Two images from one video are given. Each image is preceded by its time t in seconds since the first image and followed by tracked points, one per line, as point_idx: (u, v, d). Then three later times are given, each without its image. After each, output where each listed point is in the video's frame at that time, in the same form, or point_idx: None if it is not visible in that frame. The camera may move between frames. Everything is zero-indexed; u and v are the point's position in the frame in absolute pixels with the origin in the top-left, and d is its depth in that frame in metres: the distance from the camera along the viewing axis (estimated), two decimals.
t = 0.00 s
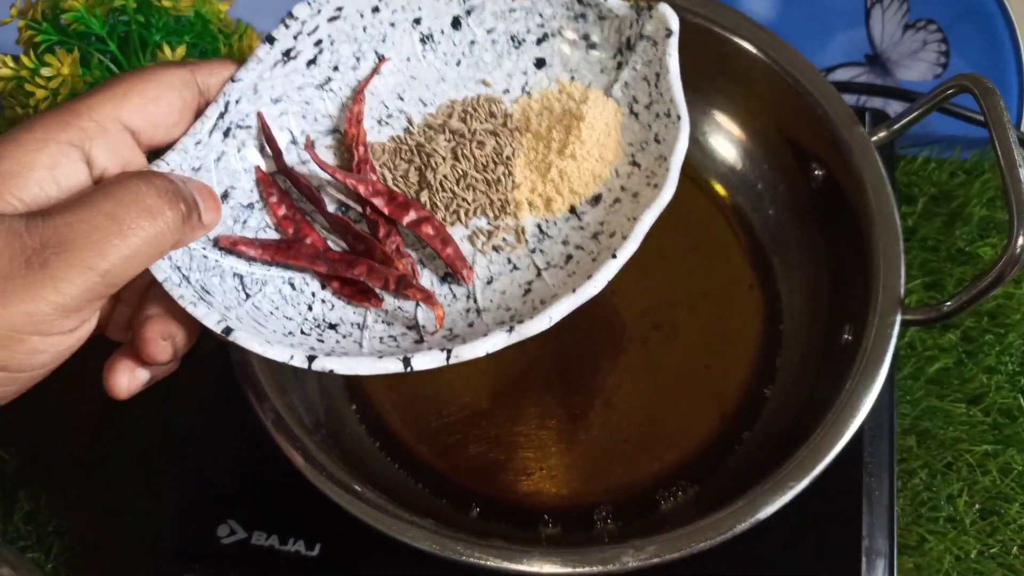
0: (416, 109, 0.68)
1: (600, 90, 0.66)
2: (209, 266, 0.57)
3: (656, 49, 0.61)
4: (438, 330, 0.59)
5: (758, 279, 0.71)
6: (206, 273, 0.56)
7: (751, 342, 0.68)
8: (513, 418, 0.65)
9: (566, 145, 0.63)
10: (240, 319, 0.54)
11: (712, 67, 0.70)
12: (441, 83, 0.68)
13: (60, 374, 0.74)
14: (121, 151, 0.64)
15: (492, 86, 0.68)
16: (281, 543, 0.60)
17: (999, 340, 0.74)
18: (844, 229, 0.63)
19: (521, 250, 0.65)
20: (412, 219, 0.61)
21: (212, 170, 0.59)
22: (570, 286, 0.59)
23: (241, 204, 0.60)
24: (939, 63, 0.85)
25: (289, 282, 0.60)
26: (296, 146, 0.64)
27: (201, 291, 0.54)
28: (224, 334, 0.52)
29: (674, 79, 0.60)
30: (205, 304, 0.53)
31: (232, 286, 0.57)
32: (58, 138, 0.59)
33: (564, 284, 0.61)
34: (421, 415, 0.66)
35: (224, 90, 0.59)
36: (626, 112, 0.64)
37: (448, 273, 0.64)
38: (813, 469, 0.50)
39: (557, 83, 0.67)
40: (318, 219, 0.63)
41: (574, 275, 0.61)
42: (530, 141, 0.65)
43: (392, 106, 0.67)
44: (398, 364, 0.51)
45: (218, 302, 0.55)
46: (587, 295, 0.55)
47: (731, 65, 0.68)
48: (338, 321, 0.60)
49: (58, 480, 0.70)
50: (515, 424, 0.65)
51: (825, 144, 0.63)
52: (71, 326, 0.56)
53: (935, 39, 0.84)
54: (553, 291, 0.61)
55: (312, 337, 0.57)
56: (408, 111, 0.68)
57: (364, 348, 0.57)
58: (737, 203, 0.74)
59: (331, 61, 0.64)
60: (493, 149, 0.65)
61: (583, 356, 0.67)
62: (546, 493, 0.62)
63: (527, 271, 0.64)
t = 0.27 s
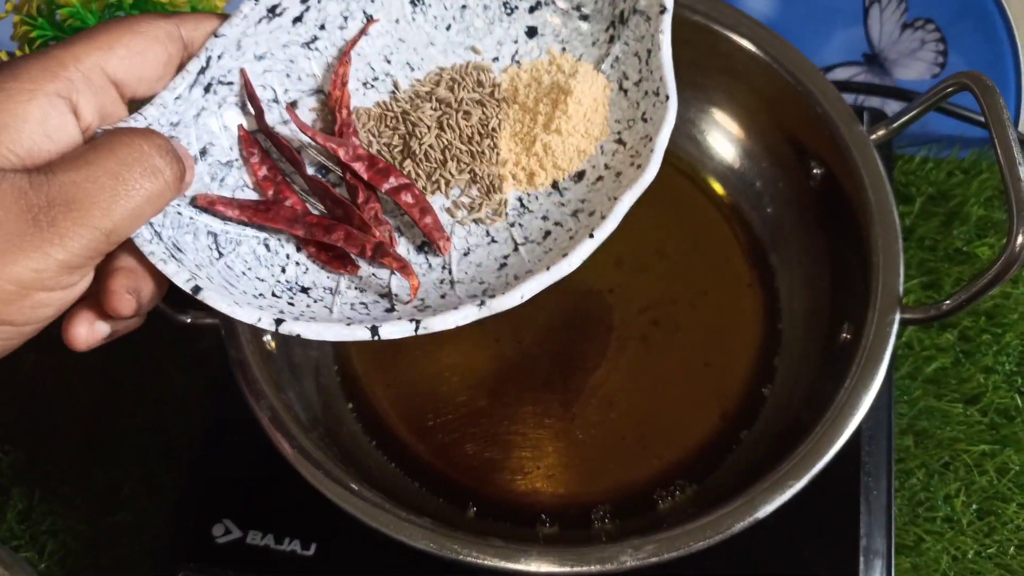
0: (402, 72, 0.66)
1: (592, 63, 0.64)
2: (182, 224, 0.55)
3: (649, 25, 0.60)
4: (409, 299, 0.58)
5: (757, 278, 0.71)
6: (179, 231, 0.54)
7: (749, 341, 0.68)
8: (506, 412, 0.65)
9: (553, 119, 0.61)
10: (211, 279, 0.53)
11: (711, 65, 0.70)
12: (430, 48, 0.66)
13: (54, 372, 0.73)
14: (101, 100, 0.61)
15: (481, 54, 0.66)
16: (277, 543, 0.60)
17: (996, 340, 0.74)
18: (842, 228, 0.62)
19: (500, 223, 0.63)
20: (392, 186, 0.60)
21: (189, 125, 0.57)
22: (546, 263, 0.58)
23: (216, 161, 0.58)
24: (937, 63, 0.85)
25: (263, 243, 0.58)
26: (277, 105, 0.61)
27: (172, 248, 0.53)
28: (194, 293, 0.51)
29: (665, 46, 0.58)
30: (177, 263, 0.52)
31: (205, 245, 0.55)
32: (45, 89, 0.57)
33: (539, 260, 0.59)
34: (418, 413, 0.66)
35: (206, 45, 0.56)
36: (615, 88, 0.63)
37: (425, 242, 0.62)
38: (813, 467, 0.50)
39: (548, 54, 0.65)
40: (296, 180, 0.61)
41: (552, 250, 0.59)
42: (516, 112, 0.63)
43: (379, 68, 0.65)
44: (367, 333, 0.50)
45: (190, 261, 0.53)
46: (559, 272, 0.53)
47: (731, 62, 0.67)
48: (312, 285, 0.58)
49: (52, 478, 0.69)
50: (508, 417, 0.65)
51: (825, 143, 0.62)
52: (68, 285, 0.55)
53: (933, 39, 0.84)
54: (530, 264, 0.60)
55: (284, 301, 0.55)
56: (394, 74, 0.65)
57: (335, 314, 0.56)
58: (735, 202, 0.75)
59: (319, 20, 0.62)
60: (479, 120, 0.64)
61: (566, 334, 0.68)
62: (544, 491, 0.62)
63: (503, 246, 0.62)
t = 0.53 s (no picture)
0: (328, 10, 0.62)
1: None
2: (105, 148, 0.52)
3: None
4: (350, 217, 0.54)
5: (753, 284, 0.71)
6: (103, 154, 0.51)
7: (744, 348, 0.68)
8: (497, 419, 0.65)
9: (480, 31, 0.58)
10: (140, 201, 0.49)
11: (705, 72, 0.70)
12: None
13: (50, 382, 0.73)
14: (7, 18, 0.57)
15: None
16: (275, 553, 0.59)
17: (992, 344, 0.75)
18: (836, 235, 0.62)
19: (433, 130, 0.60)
20: (325, 106, 0.57)
21: (106, 51, 0.54)
22: (484, 167, 0.54)
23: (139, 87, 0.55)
24: (930, 68, 0.85)
25: (192, 168, 0.54)
26: (197, 29, 0.58)
27: (96, 170, 0.50)
28: (121, 213, 0.47)
29: None
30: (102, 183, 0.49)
31: (131, 168, 0.52)
32: None
33: (478, 165, 0.56)
34: (413, 421, 0.66)
35: None
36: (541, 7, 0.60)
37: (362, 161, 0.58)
38: (809, 474, 0.50)
39: None
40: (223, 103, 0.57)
41: (488, 157, 0.56)
42: (443, 29, 0.60)
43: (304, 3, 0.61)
44: (308, 246, 0.48)
45: (116, 182, 0.50)
46: (497, 178, 0.50)
47: (725, 70, 0.67)
48: (246, 208, 0.54)
49: (49, 489, 0.69)
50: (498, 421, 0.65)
51: (819, 150, 0.62)
52: None
53: (926, 44, 0.85)
54: (468, 167, 0.56)
55: (217, 223, 0.51)
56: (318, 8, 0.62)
57: (273, 231, 0.51)
58: (730, 210, 0.75)
59: None
60: (412, 48, 0.60)
61: (547, 335, 0.69)
62: (541, 500, 0.62)
63: (442, 160, 0.59)
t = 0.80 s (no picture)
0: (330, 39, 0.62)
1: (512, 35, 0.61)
2: (99, 148, 0.52)
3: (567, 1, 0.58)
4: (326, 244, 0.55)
5: (753, 285, 0.72)
6: (94, 154, 0.51)
7: (744, 348, 0.68)
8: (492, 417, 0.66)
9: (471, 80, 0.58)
10: (128, 206, 0.49)
11: (706, 73, 0.70)
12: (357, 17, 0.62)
13: (51, 383, 0.73)
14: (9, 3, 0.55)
15: (406, 12, 0.63)
16: (276, 553, 0.60)
17: (992, 345, 0.75)
18: (835, 235, 0.62)
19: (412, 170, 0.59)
20: (315, 133, 0.56)
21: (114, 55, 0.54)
22: (457, 216, 0.54)
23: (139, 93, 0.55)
24: (931, 69, 0.85)
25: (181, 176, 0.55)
26: (202, 40, 0.58)
27: (88, 170, 0.50)
28: (108, 218, 0.47)
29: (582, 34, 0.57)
30: (92, 185, 0.49)
31: (121, 171, 0.52)
32: None
33: (452, 213, 0.56)
34: (414, 422, 0.66)
35: None
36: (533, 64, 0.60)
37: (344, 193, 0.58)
38: (809, 475, 0.50)
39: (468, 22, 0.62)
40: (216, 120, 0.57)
41: (464, 207, 0.56)
42: (436, 73, 0.60)
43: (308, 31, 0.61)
44: (284, 271, 0.48)
45: (106, 185, 0.50)
46: (467, 229, 0.50)
47: (725, 72, 0.67)
48: (227, 223, 0.54)
49: (50, 490, 0.69)
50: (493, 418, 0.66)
51: (819, 151, 0.62)
52: None
53: (926, 45, 0.85)
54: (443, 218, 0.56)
55: (199, 236, 0.52)
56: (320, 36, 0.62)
57: (251, 251, 0.52)
58: (730, 210, 0.75)
59: None
60: (406, 88, 0.60)
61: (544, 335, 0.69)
62: (542, 501, 0.62)
63: (419, 201, 0.59)
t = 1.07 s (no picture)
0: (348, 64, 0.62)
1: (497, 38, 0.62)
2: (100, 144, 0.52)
3: (552, 10, 0.59)
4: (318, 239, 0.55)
5: (753, 286, 0.72)
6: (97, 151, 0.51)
7: (745, 349, 0.68)
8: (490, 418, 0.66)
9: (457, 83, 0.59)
10: (130, 203, 0.50)
11: (706, 75, 0.70)
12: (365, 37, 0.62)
13: (53, 384, 0.73)
14: None
15: (396, 15, 0.63)
16: (277, 554, 0.60)
17: (992, 347, 0.75)
18: (835, 238, 0.62)
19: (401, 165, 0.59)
20: (318, 136, 0.57)
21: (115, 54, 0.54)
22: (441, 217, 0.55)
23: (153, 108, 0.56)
24: (931, 71, 0.85)
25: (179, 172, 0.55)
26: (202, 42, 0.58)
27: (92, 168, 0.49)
28: (114, 217, 0.48)
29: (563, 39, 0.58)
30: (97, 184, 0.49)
31: (122, 168, 0.52)
32: None
33: (436, 213, 0.56)
34: (415, 422, 0.67)
35: None
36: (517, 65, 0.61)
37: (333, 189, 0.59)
38: (809, 476, 0.50)
39: (456, 24, 0.63)
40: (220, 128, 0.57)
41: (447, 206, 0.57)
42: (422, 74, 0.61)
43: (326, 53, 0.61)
44: (278, 267, 0.49)
45: (109, 182, 0.50)
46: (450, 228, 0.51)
47: (725, 75, 0.68)
48: (223, 218, 0.55)
49: (52, 491, 0.70)
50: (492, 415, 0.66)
51: (819, 153, 0.62)
52: None
53: (926, 47, 0.85)
54: (426, 216, 0.57)
55: (197, 232, 0.52)
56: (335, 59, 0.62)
57: (247, 247, 0.53)
58: (731, 212, 0.75)
59: None
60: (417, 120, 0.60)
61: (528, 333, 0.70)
62: (542, 502, 0.62)
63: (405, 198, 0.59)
